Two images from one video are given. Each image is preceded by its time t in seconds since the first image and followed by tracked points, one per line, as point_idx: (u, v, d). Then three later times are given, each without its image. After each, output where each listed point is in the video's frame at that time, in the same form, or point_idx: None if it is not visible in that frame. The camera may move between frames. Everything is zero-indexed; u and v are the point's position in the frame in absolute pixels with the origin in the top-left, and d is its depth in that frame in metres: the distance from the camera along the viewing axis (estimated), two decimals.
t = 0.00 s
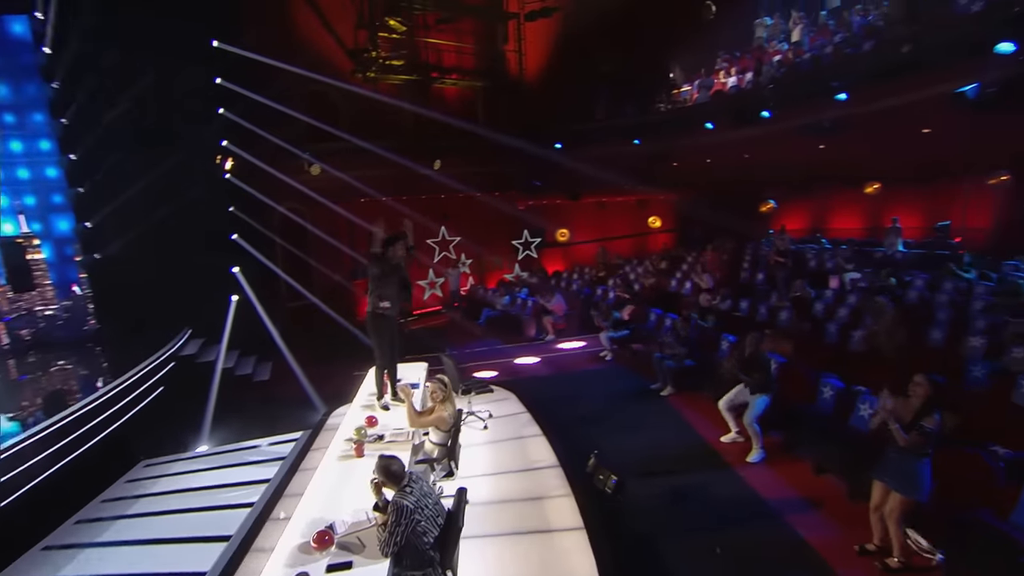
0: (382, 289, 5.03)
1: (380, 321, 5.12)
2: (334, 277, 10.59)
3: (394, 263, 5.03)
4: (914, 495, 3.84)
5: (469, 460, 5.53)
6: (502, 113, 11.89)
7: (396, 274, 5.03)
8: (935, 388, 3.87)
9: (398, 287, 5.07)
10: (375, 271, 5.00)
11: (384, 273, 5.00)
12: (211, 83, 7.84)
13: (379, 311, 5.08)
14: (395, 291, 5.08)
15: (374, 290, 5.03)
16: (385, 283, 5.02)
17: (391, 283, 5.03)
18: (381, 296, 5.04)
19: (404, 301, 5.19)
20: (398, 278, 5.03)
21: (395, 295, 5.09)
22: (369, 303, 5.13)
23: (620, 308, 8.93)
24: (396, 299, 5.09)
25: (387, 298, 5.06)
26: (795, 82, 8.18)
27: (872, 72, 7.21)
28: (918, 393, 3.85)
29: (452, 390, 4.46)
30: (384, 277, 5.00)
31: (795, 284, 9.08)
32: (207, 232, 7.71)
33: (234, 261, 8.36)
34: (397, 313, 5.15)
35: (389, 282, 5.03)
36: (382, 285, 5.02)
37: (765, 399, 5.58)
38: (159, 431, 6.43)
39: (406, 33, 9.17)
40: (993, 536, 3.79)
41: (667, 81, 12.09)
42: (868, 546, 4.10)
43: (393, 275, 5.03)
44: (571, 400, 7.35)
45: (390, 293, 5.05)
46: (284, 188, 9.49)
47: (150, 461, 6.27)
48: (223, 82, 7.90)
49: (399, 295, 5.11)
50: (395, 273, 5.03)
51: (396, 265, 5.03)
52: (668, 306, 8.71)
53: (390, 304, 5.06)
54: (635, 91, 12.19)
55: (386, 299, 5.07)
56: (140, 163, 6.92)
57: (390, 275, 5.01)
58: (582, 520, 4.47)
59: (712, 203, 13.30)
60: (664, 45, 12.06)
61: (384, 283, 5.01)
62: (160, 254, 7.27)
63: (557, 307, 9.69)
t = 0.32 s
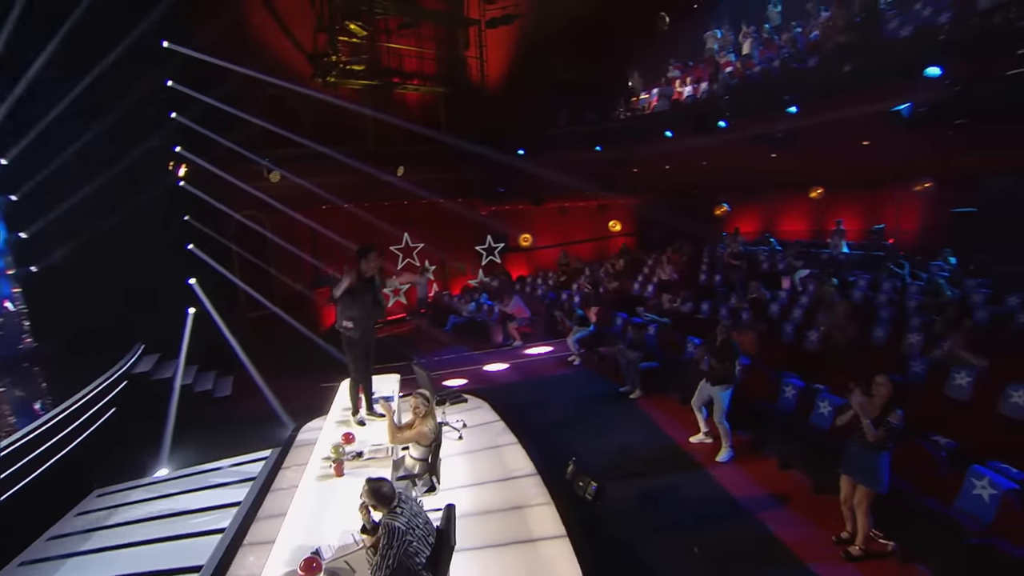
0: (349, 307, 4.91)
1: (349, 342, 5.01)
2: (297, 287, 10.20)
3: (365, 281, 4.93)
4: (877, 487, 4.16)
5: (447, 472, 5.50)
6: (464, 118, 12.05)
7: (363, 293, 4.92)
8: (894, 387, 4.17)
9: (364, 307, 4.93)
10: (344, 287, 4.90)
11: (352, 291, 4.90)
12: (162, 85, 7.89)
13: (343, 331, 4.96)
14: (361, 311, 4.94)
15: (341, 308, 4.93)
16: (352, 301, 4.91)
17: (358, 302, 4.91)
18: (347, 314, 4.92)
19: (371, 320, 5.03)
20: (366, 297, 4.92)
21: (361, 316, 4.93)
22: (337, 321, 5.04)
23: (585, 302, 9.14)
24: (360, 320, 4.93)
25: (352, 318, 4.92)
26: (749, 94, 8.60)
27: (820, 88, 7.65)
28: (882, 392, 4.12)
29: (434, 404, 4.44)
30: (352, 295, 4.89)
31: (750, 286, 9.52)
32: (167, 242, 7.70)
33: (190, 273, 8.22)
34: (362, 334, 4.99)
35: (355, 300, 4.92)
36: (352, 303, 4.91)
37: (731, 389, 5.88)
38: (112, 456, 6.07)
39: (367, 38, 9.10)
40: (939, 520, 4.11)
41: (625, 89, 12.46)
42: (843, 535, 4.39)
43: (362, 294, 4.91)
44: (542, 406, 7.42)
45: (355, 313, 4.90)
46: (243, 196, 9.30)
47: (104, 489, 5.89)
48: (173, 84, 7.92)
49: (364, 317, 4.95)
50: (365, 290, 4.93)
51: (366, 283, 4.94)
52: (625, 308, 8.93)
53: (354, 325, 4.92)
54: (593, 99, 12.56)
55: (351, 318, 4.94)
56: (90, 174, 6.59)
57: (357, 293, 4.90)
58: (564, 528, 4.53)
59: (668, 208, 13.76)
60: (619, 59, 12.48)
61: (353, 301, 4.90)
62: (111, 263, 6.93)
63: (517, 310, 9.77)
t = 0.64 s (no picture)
0: (326, 322, 4.83)
1: (329, 357, 4.91)
2: (264, 296, 10.05)
3: (340, 294, 4.85)
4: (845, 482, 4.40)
5: (428, 483, 5.47)
6: (431, 123, 11.96)
7: (338, 306, 4.84)
8: (860, 387, 4.42)
9: (342, 319, 4.88)
10: (320, 301, 4.81)
11: (327, 304, 4.82)
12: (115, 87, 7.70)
13: (324, 345, 4.85)
14: (338, 324, 4.87)
15: (317, 323, 4.81)
16: (329, 315, 4.84)
17: (334, 316, 4.85)
18: (326, 328, 4.83)
19: (350, 332, 4.98)
20: (344, 309, 4.85)
21: (340, 328, 4.88)
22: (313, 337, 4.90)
23: (556, 301, 9.28)
24: (341, 332, 4.88)
25: (334, 331, 4.86)
26: (712, 103, 8.98)
27: (776, 100, 8.21)
28: (850, 391, 4.35)
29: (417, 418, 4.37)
30: (329, 309, 4.80)
31: (713, 288, 9.90)
32: (127, 253, 7.59)
33: (150, 284, 8.07)
34: (344, 346, 4.93)
35: (333, 315, 4.85)
36: (328, 316, 4.84)
37: (704, 387, 6.10)
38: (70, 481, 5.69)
39: (331, 41, 9.05)
40: (895, 511, 4.32)
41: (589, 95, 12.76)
42: (814, 528, 4.64)
43: (337, 307, 4.83)
44: (519, 412, 7.48)
45: (334, 326, 4.84)
46: (203, 203, 9.07)
47: (60, 519, 5.49)
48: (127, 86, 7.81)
49: (344, 328, 4.91)
50: (343, 303, 4.86)
51: (340, 297, 4.83)
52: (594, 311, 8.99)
53: (334, 338, 4.84)
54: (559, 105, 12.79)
55: (332, 332, 4.86)
56: (49, 174, 6.10)
57: (332, 307, 4.82)
58: (550, 535, 4.59)
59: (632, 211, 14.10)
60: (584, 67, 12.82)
61: (331, 316, 4.83)
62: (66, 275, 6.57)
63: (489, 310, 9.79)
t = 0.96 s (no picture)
0: (302, 338, 4.73)
1: (306, 373, 4.80)
2: (226, 305, 9.74)
3: (315, 309, 4.72)
4: (812, 477, 4.63)
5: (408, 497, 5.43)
6: (397, 129, 11.82)
7: (313, 321, 4.71)
8: (826, 386, 4.63)
9: (318, 335, 4.74)
10: (294, 316, 4.69)
11: (300, 319, 4.70)
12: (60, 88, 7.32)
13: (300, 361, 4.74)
14: (314, 341, 4.76)
15: (292, 339, 4.71)
16: (304, 331, 4.72)
17: (309, 332, 4.73)
18: (302, 344, 4.72)
19: (327, 347, 4.85)
20: (320, 325, 4.73)
21: (316, 345, 4.76)
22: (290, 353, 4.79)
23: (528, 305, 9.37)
24: (316, 349, 4.77)
25: (309, 347, 4.74)
26: (675, 113, 9.20)
27: (738, 113, 8.47)
28: (817, 391, 4.57)
29: (401, 434, 4.30)
30: (303, 325, 4.69)
31: (678, 290, 10.21)
32: (78, 262, 7.40)
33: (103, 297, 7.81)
34: (320, 364, 4.81)
35: (307, 330, 4.72)
36: (302, 333, 4.73)
37: (675, 390, 6.28)
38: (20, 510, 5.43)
39: (293, 44, 8.96)
40: (857, 505, 4.59)
41: (554, 101, 12.94)
42: (784, 522, 4.86)
43: (311, 323, 4.71)
44: (494, 418, 7.51)
45: (310, 342, 4.73)
46: (162, 211, 8.86)
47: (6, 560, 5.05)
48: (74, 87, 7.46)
49: (320, 345, 4.78)
50: (319, 318, 4.74)
51: (314, 312, 4.70)
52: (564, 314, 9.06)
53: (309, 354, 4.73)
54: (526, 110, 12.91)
55: (307, 347, 4.75)
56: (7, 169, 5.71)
57: (306, 322, 4.70)
58: (535, 543, 4.66)
59: (596, 215, 14.34)
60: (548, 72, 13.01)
61: (306, 331, 4.71)
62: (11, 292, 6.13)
63: (458, 314, 9.70)
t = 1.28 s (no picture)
0: (281, 353, 4.57)
1: (283, 388, 4.65)
2: (185, 316, 9.60)
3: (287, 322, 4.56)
4: (783, 475, 4.83)
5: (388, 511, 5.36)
6: (361, 135, 11.60)
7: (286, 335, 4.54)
8: (795, 388, 4.85)
9: (293, 348, 4.58)
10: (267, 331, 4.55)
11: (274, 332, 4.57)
12: None
13: (279, 378, 4.60)
14: (291, 354, 4.58)
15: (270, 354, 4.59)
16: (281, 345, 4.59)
17: (285, 345, 4.55)
18: (278, 359, 4.58)
19: (306, 362, 4.67)
20: (295, 338, 4.56)
21: (294, 358, 4.59)
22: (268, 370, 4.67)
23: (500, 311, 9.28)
24: (294, 363, 4.59)
25: (284, 362, 4.57)
26: (643, 121, 9.45)
27: (701, 121, 8.75)
28: (786, 392, 4.79)
29: (384, 450, 4.26)
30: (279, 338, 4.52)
31: (643, 293, 10.49)
32: (21, 277, 6.86)
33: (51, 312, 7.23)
34: (299, 378, 4.65)
35: (282, 345, 4.56)
36: (278, 347, 4.58)
37: (649, 394, 6.43)
38: None
39: (255, 48, 8.77)
40: (825, 500, 4.77)
41: (520, 107, 13.06)
42: (758, 519, 5.06)
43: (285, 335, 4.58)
44: (470, 426, 7.50)
45: (287, 356, 4.55)
46: (113, 219, 8.41)
47: None
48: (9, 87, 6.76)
49: (298, 358, 4.61)
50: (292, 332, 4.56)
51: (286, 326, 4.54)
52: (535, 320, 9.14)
53: (287, 369, 4.56)
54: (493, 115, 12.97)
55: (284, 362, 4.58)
56: None
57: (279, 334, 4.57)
58: (521, 552, 4.70)
59: (561, 220, 14.47)
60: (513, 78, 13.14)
61: (281, 346, 4.55)
62: None
63: (426, 320, 9.55)
